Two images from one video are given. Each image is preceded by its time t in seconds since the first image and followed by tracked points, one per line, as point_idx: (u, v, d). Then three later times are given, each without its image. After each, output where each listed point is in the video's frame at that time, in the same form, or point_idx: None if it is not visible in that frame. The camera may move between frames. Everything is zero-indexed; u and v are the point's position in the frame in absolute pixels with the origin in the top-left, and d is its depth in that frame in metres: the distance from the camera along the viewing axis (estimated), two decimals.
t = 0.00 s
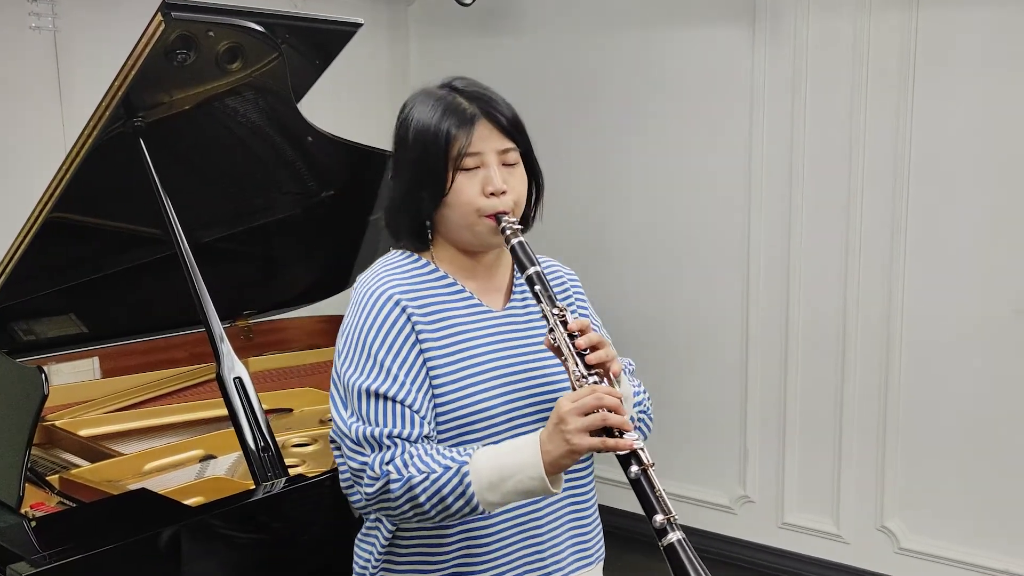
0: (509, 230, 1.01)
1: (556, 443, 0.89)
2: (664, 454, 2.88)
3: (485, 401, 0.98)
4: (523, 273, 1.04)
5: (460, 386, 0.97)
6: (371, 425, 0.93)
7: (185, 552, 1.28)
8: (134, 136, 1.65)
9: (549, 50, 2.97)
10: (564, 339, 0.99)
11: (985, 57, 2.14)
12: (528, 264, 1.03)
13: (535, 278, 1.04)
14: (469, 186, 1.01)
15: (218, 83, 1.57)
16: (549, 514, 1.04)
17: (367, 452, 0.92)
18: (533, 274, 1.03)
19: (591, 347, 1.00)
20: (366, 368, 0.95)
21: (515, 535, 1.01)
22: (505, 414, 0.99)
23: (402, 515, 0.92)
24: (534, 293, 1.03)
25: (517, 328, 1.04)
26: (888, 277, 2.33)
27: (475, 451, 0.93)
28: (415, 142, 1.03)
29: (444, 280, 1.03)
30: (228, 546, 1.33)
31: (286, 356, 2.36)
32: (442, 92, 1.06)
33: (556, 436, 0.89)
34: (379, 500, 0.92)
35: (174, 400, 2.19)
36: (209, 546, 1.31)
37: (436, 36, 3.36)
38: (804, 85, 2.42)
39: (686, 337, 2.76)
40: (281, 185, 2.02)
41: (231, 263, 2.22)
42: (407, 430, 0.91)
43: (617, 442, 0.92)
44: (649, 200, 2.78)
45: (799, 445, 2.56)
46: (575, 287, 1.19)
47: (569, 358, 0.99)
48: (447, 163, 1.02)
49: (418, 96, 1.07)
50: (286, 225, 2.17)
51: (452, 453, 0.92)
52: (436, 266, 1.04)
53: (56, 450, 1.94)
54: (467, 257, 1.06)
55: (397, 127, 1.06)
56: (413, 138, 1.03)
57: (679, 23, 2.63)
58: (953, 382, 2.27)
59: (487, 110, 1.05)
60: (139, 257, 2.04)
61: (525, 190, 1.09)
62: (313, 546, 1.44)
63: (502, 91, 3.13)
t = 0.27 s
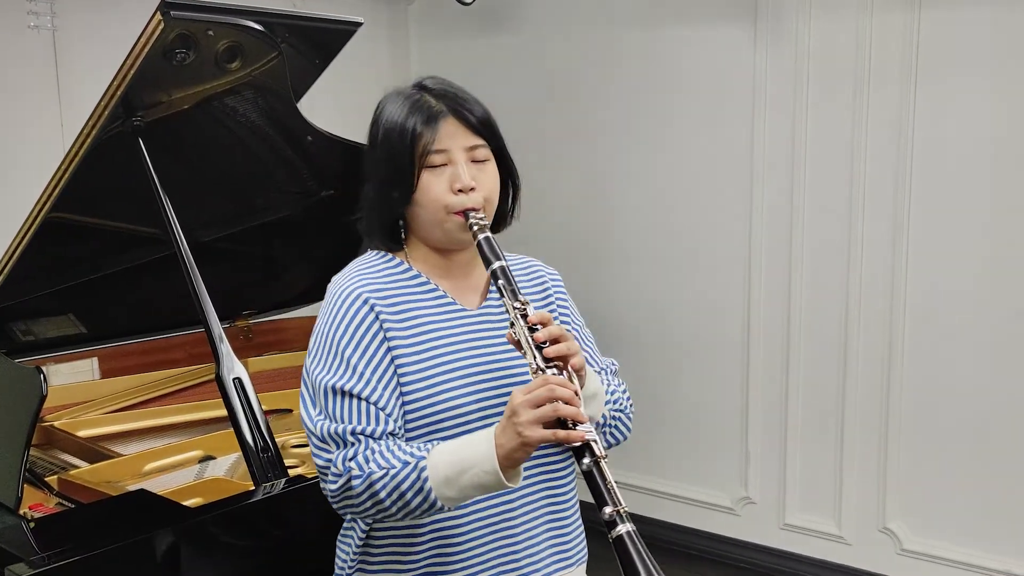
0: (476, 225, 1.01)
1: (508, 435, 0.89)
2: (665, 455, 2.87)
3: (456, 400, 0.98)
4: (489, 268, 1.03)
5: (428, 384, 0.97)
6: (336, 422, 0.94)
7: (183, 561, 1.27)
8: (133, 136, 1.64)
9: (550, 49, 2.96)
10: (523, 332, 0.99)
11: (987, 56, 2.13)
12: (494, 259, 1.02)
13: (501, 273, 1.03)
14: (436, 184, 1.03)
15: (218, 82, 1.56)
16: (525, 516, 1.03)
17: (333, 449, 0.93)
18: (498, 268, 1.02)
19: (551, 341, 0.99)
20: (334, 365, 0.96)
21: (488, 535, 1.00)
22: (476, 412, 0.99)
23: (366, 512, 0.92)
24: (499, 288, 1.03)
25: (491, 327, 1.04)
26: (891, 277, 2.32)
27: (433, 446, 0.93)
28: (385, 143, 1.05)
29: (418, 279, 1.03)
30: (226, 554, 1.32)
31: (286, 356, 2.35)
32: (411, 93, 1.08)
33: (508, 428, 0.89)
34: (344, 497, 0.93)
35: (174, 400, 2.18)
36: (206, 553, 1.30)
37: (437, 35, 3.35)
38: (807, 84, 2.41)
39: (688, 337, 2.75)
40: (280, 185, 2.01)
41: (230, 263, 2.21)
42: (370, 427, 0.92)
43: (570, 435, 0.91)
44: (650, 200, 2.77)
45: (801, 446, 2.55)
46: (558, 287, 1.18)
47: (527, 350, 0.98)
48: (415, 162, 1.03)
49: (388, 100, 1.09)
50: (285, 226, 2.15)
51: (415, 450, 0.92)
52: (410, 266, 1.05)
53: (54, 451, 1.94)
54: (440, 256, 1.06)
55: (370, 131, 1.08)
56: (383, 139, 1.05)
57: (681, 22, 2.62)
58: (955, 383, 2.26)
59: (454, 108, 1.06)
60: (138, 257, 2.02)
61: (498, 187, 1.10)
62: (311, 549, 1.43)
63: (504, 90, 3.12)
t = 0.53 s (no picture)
0: (442, 222, 1.05)
1: (459, 429, 0.91)
2: (666, 455, 2.86)
3: (420, 397, 1.01)
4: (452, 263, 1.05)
5: (391, 381, 1.00)
6: (299, 420, 0.97)
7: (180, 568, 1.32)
8: (133, 135, 1.64)
9: (551, 48, 2.95)
10: (481, 326, 1.01)
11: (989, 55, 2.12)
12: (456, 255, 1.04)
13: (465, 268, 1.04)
14: (403, 183, 1.06)
15: (218, 81, 1.56)
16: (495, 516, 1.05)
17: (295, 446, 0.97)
18: (462, 263, 1.04)
19: (509, 336, 1.00)
20: (300, 364, 0.99)
21: (456, 535, 1.02)
22: (441, 410, 1.02)
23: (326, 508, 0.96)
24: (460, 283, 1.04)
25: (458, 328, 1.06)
26: (893, 277, 2.31)
27: (389, 443, 0.97)
28: (353, 145, 1.09)
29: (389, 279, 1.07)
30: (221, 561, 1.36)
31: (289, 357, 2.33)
32: (378, 96, 1.11)
33: (460, 422, 0.92)
34: (305, 493, 0.96)
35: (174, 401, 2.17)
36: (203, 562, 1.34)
37: (437, 35, 3.34)
38: (809, 83, 2.40)
39: (690, 338, 2.73)
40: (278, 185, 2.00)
41: (229, 263, 2.20)
42: (332, 424, 0.96)
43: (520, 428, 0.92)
44: (652, 200, 2.76)
45: (803, 447, 2.54)
46: (534, 287, 1.22)
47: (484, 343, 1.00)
48: (383, 162, 1.07)
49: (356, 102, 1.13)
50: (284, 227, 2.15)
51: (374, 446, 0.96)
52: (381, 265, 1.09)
53: (53, 452, 1.93)
54: (410, 255, 1.09)
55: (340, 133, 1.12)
56: (351, 140, 1.09)
57: (683, 21, 2.61)
58: (955, 383, 2.26)
59: (420, 108, 1.10)
60: (137, 256, 2.01)
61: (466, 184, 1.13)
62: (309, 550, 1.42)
63: (504, 90, 3.11)
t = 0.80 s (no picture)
0: (415, 222, 1.05)
1: (426, 426, 0.91)
2: (668, 457, 2.85)
3: (392, 397, 1.01)
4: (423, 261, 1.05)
5: (362, 380, 1.00)
6: (270, 419, 0.97)
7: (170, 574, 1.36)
8: (132, 134, 1.63)
9: (552, 47, 2.94)
10: (451, 325, 1.02)
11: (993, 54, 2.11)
12: (429, 253, 1.04)
13: (437, 266, 1.05)
14: (376, 183, 1.07)
15: (218, 80, 1.54)
16: (470, 517, 1.04)
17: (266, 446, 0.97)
18: (432, 262, 1.04)
19: (479, 336, 1.01)
20: (271, 364, 0.99)
21: (431, 537, 1.02)
22: (414, 410, 1.02)
23: (295, 508, 0.95)
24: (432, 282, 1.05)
25: (432, 329, 1.07)
26: (895, 278, 2.30)
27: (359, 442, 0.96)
28: (326, 145, 1.09)
29: (364, 278, 1.07)
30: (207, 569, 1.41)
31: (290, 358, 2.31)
32: (351, 96, 1.12)
33: (427, 419, 0.91)
34: (276, 493, 0.96)
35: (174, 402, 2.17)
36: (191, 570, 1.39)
37: (438, 34, 3.33)
38: (811, 84, 2.39)
39: (693, 339, 2.72)
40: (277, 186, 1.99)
41: (229, 263, 2.20)
42: (303, 423, 0.95)
43: (490, 424, 0.92)
44: (653, 201, 2.75)
45: (805, 449, 2.54)
46: (511, 288, 1.22)
47: (454, 341, 1.01)
48: (356, 162, 1.08)
49: (328, 102, 1.14)
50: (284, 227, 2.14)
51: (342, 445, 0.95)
52: (356, 266, 1.09)
53: (53, 452, 1.94)
54: (385, 255, 1.10)
55: (314, 134, 1.13)
56: (324, 140, 1.10)
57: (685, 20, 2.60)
58: (958, 385, 2.24)
59: (392, 108, 1.11)
60: (137, 256, 1.99)
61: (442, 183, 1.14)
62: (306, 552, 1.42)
63: (506, 90, 3.10)
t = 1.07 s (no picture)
0: (394, 221, 1.08)
1: (406, 422, 0.93)
2: (669, 457, 2.84)
3: (369, 398, 1.03)
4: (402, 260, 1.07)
5: (340, 381, 1.02)
6: (247, 420, 0.98)
7: None
8: (130, 133, 1.62)
9: (553, 47, 2.93)
10: (431, 322, 1.04)
11: (996, 52, 2.10)
12: (409, 251, 1.06)
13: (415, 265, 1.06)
14: (355, 182, 1.10)
15: (218, 79, 1.54)
16: (448, 517, 1.07)
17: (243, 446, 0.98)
18: (411, 260, 1.06)
19: (458, 333, 1.04)
20: (248, 365, 1.00)
21: (411, 537, 1.04)
22: (391, 410, 1.04)
23: (272, 508, 0.96)
24: (410, 280, 1.07)
25: (411, 331, 1.09)
26: (897, 278, 2.29)
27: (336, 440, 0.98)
28: (304, 145, 1.12)
29: (341, 278, 1.10)
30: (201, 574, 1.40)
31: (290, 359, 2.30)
32: (330, 98, 1.15)
33: (406, 415, 0.94)
34: (252, 493, 0.97)
35: (174, 402, 2.16)
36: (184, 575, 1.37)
37: (438, 33, 3.32)
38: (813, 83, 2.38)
39: (695, 339, 2.71)
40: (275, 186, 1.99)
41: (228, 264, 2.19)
42: (281, 423, 0.97)
43: (468, 418, 0.95)
44: (655, 200, 2.74)
45: (808, 450, 2.53)
46: (491, 290, 1.25)
47: (434, 338, 1.03)
48: (334, 163, 1.11)
49: (307, 103, 1.17)
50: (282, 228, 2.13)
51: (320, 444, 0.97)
52: (335, 267, 1.12)
53: (51, 453, 1.92)
54: (364, 255, 1.13)
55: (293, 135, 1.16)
56: (303, 140, 1.13)
57: (687, 18, 2.59)
58: (960, 385, 2.24)
59: (370, 109, 1.15)
60: (137, 256, 1.98)
61: (420, 183, 1.17)
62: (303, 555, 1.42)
63: (507, 89, 3.09)
